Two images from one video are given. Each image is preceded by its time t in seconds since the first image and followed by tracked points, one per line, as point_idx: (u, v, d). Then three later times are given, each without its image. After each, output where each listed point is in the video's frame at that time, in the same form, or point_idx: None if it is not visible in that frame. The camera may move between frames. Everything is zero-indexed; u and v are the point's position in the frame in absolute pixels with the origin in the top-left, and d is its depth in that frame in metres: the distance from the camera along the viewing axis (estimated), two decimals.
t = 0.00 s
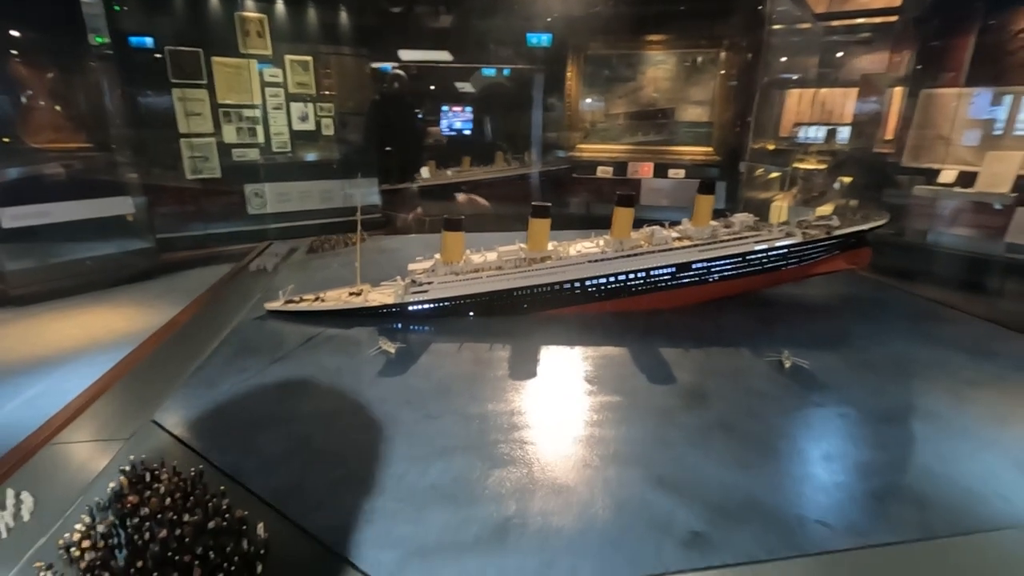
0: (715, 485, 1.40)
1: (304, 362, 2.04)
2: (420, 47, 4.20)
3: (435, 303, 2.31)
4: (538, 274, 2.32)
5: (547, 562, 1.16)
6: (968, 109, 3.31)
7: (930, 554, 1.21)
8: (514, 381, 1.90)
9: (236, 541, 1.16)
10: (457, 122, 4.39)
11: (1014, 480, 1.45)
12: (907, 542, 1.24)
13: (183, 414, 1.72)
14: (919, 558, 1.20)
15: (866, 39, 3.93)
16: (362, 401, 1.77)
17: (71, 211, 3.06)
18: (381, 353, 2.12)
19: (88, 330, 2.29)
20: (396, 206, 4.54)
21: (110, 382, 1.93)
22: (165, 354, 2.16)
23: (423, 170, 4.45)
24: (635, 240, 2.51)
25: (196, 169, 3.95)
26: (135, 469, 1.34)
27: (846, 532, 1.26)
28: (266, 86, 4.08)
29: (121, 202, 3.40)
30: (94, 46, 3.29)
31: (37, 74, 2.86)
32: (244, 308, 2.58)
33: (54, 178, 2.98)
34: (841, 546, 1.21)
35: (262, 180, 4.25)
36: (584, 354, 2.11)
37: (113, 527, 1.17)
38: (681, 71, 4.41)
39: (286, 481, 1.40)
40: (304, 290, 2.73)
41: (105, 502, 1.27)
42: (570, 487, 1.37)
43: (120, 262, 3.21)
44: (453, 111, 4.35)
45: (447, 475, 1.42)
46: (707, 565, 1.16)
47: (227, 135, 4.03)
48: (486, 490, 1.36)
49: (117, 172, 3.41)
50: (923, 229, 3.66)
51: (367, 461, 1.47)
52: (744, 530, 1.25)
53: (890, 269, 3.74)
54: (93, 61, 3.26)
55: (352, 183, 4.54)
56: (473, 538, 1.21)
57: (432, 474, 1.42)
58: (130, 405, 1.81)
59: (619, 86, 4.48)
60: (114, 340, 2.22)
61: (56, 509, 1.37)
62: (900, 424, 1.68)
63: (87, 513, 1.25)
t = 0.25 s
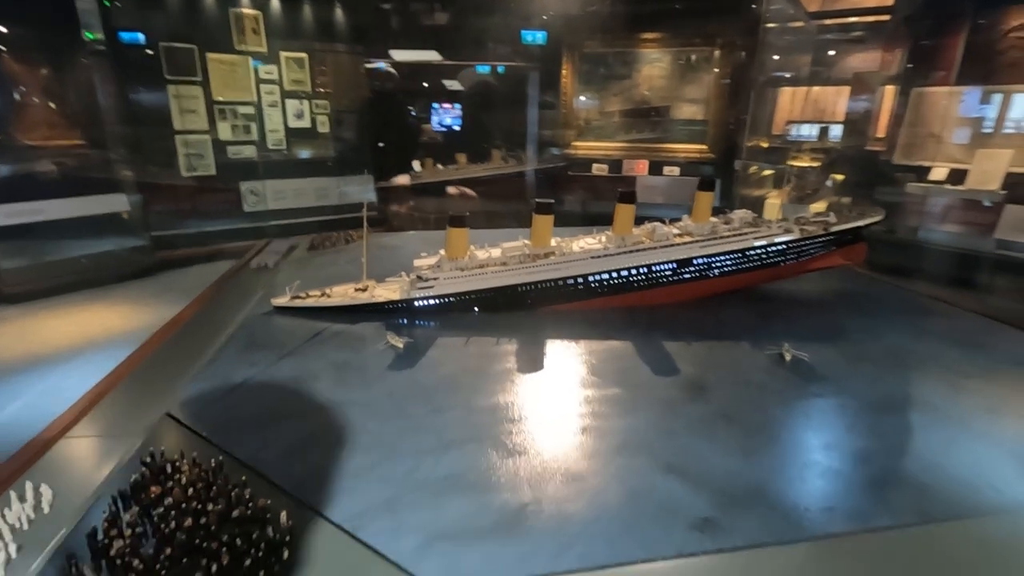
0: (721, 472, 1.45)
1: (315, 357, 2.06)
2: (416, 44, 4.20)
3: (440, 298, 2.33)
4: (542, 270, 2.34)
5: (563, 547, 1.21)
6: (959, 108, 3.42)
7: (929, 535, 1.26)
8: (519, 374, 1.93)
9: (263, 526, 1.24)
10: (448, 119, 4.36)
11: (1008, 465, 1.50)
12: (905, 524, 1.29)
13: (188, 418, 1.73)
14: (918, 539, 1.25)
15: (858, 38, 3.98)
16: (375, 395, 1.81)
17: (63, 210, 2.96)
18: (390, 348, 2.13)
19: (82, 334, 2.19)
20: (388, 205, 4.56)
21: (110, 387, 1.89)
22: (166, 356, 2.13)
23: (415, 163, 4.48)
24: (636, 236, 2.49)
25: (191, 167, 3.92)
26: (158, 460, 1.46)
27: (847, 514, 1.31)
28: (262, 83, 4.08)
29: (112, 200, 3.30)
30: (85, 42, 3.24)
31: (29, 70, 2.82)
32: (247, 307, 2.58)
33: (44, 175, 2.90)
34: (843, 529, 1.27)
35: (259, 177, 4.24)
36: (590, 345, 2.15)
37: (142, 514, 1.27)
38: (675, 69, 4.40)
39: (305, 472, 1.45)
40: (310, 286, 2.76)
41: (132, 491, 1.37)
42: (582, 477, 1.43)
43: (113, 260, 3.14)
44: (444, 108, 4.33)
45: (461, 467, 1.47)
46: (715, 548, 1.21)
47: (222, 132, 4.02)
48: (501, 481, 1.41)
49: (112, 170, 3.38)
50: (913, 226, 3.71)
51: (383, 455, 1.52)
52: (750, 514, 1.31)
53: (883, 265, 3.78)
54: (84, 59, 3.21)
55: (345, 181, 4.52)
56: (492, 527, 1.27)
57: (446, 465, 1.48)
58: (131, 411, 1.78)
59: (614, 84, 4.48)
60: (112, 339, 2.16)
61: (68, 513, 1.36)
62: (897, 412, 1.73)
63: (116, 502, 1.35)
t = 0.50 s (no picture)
0: (730, 455, 1.50)
1: (330, 348, 2.10)
2: (413, 43, 4.25)
3: (450, 291, 2.35)
4: (549, 264, 2.36)
5: (581, 526, 1.26)
6: (952, 106, 3.52)
7: (932, 512, 1.31)
8: (525, 365, 1.96)
9: (293, 507, 1.32)
10: (438, 115, 4.37)
11: (1005, 447, 1.55)
12: (909, 502, 1.34)
13: (205, 411, 1.75)
14: (922, 516, 1.30)
15: (852, 36, 4.03)
16: (393, 382, 1.87)
17: (61, 205, 2.89)
18: (402, 339, 2.18)
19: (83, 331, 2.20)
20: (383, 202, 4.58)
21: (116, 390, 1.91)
22: (173, 356, 2.15)
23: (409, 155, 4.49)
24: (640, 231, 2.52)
25: (189, 163, 3.88)
26: (186, 446, 1.54)
27: (853, 494, 1.36)
28: (259, 79, 4.05)
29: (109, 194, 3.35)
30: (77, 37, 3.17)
31: (25, 67, 2.74)
32: (255, 303, 2.58)
33: (40, 171, 2.79)
34: (849, 507, 1.31)
35: (263, 173, 4.24)
36: (599, 337, 2.19)
37: (173, 497, 1.35)
38: (671, 66, 4.43)
39: (331, 455, 1.50)
40: (320, 279, 2.78)
41: (162, 476, 1.44)
42: (597, 461, 1.47)
43: (109, 258, 3.16)
44: (435, 105, 4.35)
45: (478, 451, 1.51)
46: (728, 526, 1.26)
47: (220, 128, 3.97)
48: (515, 467, 1.45)
49: (109, 167, 3.39)
50: (907, 222, 3.79)
51: (401, 441, 1.56)
52: (760, 495, 1.35)
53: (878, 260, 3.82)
54: (78, 54, 3.17)
55: (342, 177, 4.55)
56: (512, 506, 1.31)
57: (466, 449, 1.52)
58: (143, 408, 1.80)
59: (610, 81, 4.51)
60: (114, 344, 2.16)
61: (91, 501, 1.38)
62: (897, 399, 1.78)
63: (146, 485, 1.41)
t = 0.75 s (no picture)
0: (735, 441, 1.53)
1: (344, 340, 2.14)
2: (412, 44, 4.27)
3: (456, 286, 2.39)
4: (554, 258, 2.40)
5: (590, 506, 1.29)
6: (949, 104, 3.51)
7: (929, 493, 1.35)
8: (530, 354, 2.01)
9: (318, 488, 1.35)
10: (432, 115, 4.37)
11: (999, 431, 1.59)
12: (907, 483, 1.38)
13: (226, 398, 1.76)
14: (919, 497, 1.33)
15: (849, 34, 4.09)
16: (405, 372, 1.91)
17: (63, 205, 3.12)
18: (411, 332, 2.22)
19: (92, 335, 2.33)
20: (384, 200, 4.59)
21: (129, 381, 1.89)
22: (187, 347, 2.13)
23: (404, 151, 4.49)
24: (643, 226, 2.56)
25: (190, 163, 3.88)
26: (210, 432, 1.57)
27: (853, 475, 1.40)
28: (260, 79, 4.03)
29: (113, 193, 3.48)
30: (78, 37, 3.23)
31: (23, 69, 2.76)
32: (264, 298, 2.61)
33: (42, 172, 3.00)
34: (850, 487, 1.35)
35: (259, 173, 4.22)
36: (603, 330, 2.23)
37: (203, 479, 1.39)
38: (669, 65, 4.52)
39: (352, 440, 1.54)
40: (331, 274, 2.81)
41: (189, 459, 1.46)
42: (605, 445, 1.51)
43: (107, 259, 3.29)
44: (430, 105, 4.34)
45: (491, 437, 1.54)
46: (733, 505, 1.29)
47: (221, 128, 3.97)
48: (525, 452, 1.48)
49: (109, 165, 3.47)
50: (903, 220, 3.78)
51: (415, 428, 1.59)
52: (764, 477, 1.39)
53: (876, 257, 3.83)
54: (79, 55, 3.23)
55: (342, 176, 4.51)
56: (522, 487, 1.35)
57: (483, 435, 1.55)
58: (160, 395, 1.78)
59: (608, 81, 4.58)
60: (114, 352, 2.19)
61: (119, 484, 1.38)
62: (896, 388, 1.81)
63: (175, 468, 1.43)
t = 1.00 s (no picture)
0: (736, 425, 1.57)
1: (353, 331, 2.18)
2: (414, 41, 4.23)
3: (462, 279, 2.41)
4: (558, 252, 2.42)
5: (595, 485, 1.33)
6: (948, 100, 3.52)
7: (924, 473, 1.38)
8: (535, 343, 2.06)
9: (335, 468, 1.39)
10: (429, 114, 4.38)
11: (992, 415, 1.63)
12: (902, 465, 1.41)
13: (243, 387, 1.81)
14: (914, 477, 1.37)
15: (850, 31, 4.11)
16: (413, 361, 1.95)
17: (67, 203, 3.02)
18: (419, 323, 2.27)
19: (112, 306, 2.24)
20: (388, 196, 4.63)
21: (133, 386, 1.70)
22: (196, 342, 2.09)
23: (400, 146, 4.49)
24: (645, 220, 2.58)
25: (194, 160, 3.89)
26: (228, 418, 1.61)
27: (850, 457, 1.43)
28: (263, 76, 4.05)
29: (115, 190, 3.41)
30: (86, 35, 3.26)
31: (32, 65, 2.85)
32: (271, 293, 2.64)
33: (46, 170, 2.94)
34: (847, 469, 1.38)
35: (257, 171, 4.21)
36: (605, 321, 2.26)
37: (224, 460, 1.43)
38: (670, 62, 4.55)
39: (365, 424, 1.58)
40: (339, 268, 2.86)
41: (209, 443, 1.50)
42: (610, 429, 1.55)
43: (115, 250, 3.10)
44: (428, 104, 4.35)
45: (498, 422, 1.58)
46: (734, 485, 1.33)
47: (224, 125, 3.99)
48: (529, 437, 1.51)
49: (114, 162, 3.44)
50: (903, 215, 3.87)
51: (425, 413, 1.63)
52: (765, 459, 1.42)
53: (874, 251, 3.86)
54: (82, 52, 3.24)
55: (344, 174, 4.57)
56: (529, 466, 1.39)
57: (492, 420, 1.59)
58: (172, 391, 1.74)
59: (609, 78, 4.62)
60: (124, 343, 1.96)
61: (140, 467, 1.41)
62: (891, 375, 1.85)
63: (195, 451, 1.47)
